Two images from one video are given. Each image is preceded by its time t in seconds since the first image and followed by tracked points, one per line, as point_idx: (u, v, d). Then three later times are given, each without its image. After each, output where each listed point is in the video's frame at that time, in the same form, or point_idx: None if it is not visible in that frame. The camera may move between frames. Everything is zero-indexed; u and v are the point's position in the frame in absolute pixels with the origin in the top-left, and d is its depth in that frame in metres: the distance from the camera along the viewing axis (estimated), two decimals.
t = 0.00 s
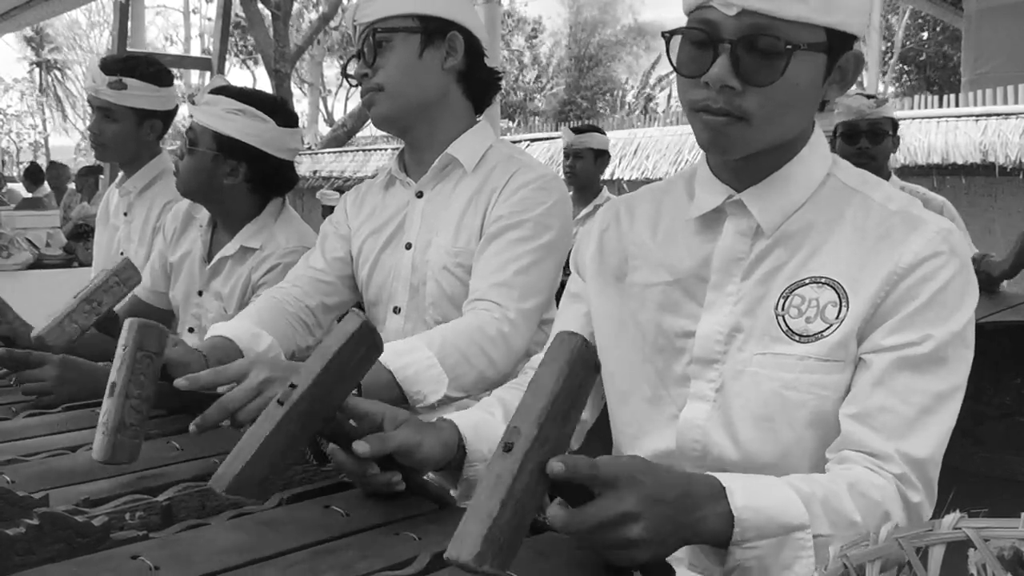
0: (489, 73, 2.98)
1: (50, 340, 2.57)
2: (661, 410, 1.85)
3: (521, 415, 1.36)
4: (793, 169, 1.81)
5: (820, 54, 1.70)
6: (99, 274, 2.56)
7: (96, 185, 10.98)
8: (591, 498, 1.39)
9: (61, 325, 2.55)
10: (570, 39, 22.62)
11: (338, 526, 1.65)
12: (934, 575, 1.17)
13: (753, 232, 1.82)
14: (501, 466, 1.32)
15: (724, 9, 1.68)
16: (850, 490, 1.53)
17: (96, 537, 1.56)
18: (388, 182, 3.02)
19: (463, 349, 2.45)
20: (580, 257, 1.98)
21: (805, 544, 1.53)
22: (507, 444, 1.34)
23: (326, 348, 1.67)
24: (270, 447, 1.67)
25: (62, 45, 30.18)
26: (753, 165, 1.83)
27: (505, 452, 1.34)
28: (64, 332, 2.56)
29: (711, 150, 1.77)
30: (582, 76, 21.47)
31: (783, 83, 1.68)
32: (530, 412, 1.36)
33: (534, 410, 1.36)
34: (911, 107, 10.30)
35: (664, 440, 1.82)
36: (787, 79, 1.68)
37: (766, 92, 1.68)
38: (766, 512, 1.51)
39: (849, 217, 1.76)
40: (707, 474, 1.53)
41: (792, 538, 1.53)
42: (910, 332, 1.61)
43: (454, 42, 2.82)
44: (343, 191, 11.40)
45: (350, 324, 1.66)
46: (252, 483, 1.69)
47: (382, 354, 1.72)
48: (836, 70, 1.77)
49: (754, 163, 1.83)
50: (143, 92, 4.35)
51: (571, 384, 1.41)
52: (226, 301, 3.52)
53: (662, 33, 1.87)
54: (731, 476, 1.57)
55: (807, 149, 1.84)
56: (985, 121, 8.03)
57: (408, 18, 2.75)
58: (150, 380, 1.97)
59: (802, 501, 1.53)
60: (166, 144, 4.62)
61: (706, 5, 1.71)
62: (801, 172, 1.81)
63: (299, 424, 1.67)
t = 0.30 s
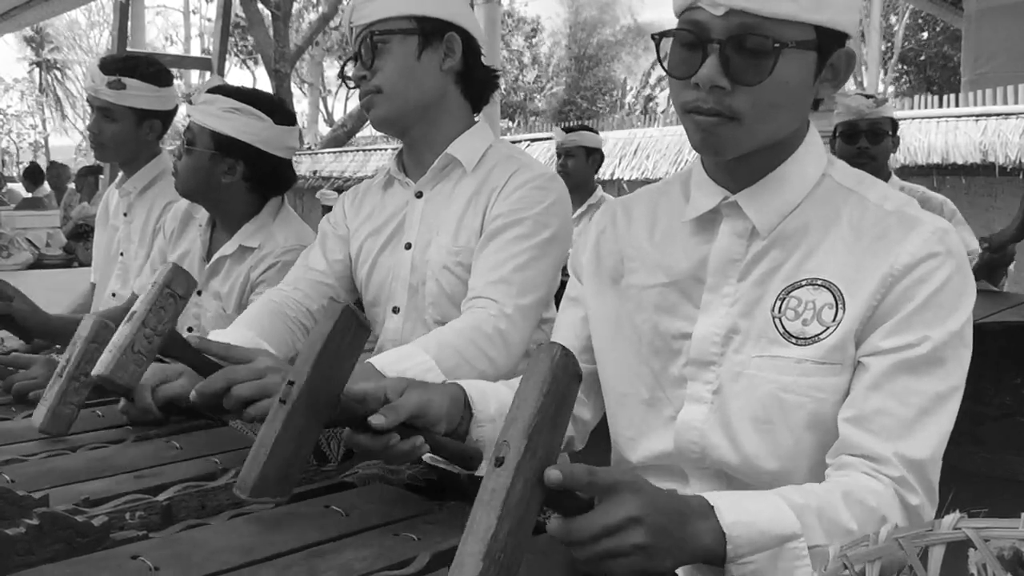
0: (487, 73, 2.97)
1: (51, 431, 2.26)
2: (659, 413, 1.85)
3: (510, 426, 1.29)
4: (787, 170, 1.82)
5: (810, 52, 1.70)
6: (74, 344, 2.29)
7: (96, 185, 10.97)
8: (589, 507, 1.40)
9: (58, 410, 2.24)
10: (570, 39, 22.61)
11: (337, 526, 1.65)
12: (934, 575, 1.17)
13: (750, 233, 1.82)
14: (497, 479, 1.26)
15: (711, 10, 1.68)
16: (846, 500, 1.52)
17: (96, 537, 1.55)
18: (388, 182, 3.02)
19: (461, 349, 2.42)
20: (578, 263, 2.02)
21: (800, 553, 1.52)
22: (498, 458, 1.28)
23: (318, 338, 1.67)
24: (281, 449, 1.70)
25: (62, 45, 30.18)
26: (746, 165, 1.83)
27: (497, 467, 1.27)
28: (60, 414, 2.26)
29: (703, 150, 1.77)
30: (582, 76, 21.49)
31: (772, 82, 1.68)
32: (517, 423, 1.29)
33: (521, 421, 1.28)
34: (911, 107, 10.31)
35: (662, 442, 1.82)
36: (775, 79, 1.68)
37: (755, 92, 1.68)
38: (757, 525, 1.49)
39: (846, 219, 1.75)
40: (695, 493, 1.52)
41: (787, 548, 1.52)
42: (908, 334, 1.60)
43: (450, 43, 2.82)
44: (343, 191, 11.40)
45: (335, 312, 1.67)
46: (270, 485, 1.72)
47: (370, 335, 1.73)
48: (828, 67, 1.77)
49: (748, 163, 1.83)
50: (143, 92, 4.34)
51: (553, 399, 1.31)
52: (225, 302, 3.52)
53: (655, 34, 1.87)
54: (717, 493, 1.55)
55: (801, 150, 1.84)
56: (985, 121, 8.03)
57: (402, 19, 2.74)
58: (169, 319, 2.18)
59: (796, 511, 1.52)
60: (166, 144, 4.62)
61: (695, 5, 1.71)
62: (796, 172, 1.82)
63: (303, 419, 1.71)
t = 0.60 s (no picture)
0: (485, 74, 2.97)
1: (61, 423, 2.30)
2: (656, 413, 1.85)
3: (476, 434, 1.29)
4: (781, 167, 1.81)
5: (804, 49, 1.71)
6: (66, 331, 2.33)
7: (96, 185, 10.96)
8: (569, 501, 1.41)
9: (63, 400, 2.28)
10: (569, 36, 22.45)
11: (338, 530, 1.64)
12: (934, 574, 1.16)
13: (744, 232, 1.82)
14: (462, 489, 1.26)
15: (707, 7, 1.69)
16: (845, 483, 1.53)
17: (95, 538, 1.55)
18: (387, 182, 3.02)
19: (456, 356, 2.42)
20: (573, 265, 2.02)
21: (799, 535, 1.51)
22: (465, 467, 1.28)
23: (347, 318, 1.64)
24: (276, 414, 1.63)
25: (62, 45, 30.18)
26: (740, 163, 1.83)
27: (463, 476, 1.28)
28: (65, 404, 2.30)
29: (699, 150, 1.76)
30: (582, 76, 21.51)
31: (767, 80, 1.68)
32: (483, 430, 1.29)
33: (487, 427, 1.28)
34: (911, 107, 10.31)
35: (660, 443, 1.83)
36: (771, 75, 1.68)
37: (751, 89, 1.68)
38: (757, 502, 1.50)
39: (840, 214, 1.76)
40: (697, 467, 1.53)
41: (786, 528, 1.52)
42: (902, 325, 1.60)
43: (449, 42, 2.82)
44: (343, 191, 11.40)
45: (371, 296, 1.64)
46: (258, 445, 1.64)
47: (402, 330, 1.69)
48: (822, 66, 1.78)
49: (742, 161, 1.83)
50: (140, 91, 4.32)
51: (523, 395, 1.30)
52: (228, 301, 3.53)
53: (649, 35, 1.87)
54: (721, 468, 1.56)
55: (795, 146, 1.84)
56: (985, 121, 8.03)
57: (400, 19, 2.74)
58: (151, 396, 1.99)
59: (796, 492, 1.52)
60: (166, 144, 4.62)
61: (690, 4, 1.72)
62: (788, 169, 1.81)
63: (318, 384, 1.65)
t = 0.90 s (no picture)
0: (488, 74, 2.97)
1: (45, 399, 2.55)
2: (654, 413, 1.85)
3: (497, 418, 1.36)
4: (773, 168, 1.81)
5: (785, 48, 1.71)
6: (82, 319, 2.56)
7: (97, 185, 10.95)
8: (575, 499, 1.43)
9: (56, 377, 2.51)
10: (569, 38, 22.52)
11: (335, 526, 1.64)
12: None
13: (738, 232, 1.82)
14: (486, 466, 1.32)
15: (685, 12, 1.70)
16: (841, 495, 1.53)
17: (96, 536, 1.55)
18: (389, 182, 3.02)
19: (462, 346, 2.42)
20: (571, 263, 2.01)
21: (790, 551, 1.51)
22: (487, 446, 1.34)
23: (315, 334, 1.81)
24: (270, 442, 1.82)
25: (62, 45, 30.20)
26: (731, 165, 1.83)
27: (485, 455, 1.34)
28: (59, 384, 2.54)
29: (688, 152, 1.77)
30: (582, 76, 21.54)
31: (748, 80, 1.68)
32: (504, 413, 1.36)
33: (507, 410, 1.36)
34: (911, 108, 10.31)
35: (658, 444, 1.82)
36: (751, 77, 1.68)
37: (733, 91, 1.68)
38: (745, 520, 1.49)
39: (834, 215, 1.75)
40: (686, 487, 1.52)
41: (776, 545, 1.51)
42: (898, 330, 1.60)
43: (453, 43, 2.82)
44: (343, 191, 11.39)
45: (333, 306, 1.80)
46: (264, 475, 1.82)
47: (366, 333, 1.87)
48: (807, 63, 1.77)
49: (732, 161, 1.83)
50: (139, 91, 4.32)
51: (539, 387, 1.38)
52: (227, 301, 3.53)
53: (632, 40, 1.87)
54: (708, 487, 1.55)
55: (789, 146, 1.84)
56: (985, 121, 8.03)
57: (405, 20, 2.74)
58: (162, 339, 2.30)
59: (791, 504, 1.52)
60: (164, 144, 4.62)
61: (670, 9, 1.72)
62: (781, 170, 1.81)
63: (302, 405, 1.82)
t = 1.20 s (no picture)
0: (487, 76, 2.97)
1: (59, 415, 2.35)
2: (654, 413, 1.85)
3: (486, 405, 1.36)
4: (770, 166, 1.81)
5: (783, 44, 1.71)
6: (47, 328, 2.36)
7: (97, 185, 10.95)
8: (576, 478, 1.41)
9: (60, 394, 2.33)
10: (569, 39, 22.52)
11: (336, 529, 1.64)
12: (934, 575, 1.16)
13: (737, 231, 1.82)
14: (471, 456, 1.33)
15: (685, 8, 1.70)
16: (845, 478, 1.52)
17: (97, 536, 1.55)
18: (388, 182, 3.02)
19: (456, 354, 2.42)
20: (570, 267, 2.02)
21: (797, 528, 1.52)
22: (475, 435, 1.35)
23: (346, 331, 1.72)
24: (287, 444, 1.73)
25: (63, 45, 30.20)
26: (729, 162, 1.83)
27: (472, 444, 1.34)
28: (64, 399, 2.35)
29: (687, 149, 1.76)
30: (582, 76, 21.56)
31: (749, 75, 1.68)
32: (494, 400, 1.36)
33: (497, 398, 1.35)
34: (912, 108, 10.30)
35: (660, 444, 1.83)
36: (752, 72, 1.68)
37: (734, 85, 1.68)
38: (758, 495, 1.50)
39: (831, 211, 1.76)
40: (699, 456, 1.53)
41: (785, 522, 1.52)
42: (897, 322, 1.60)
43: (451, 43, 2.82)
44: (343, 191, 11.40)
45: (368, 303, 1.73)
46: (279, 473, 1.74)
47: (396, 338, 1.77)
48: (804, 61, 1.77)
49: (729, 160, 1.83)
50: (124, 87, 4.34)
51: (533, 371, 1.36)
52: (226, 300, 3.53)
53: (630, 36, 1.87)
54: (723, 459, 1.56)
55: (784, 143, 1.84)
56: (985, 121, 8.03)
57: (404, 19, 2.74)
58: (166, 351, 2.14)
59: (795, 485, 1.52)
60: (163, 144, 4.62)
61: (668, 6, 1.72)
62: (778, 168, 1.81)
63: (324, 406, 1.74)
